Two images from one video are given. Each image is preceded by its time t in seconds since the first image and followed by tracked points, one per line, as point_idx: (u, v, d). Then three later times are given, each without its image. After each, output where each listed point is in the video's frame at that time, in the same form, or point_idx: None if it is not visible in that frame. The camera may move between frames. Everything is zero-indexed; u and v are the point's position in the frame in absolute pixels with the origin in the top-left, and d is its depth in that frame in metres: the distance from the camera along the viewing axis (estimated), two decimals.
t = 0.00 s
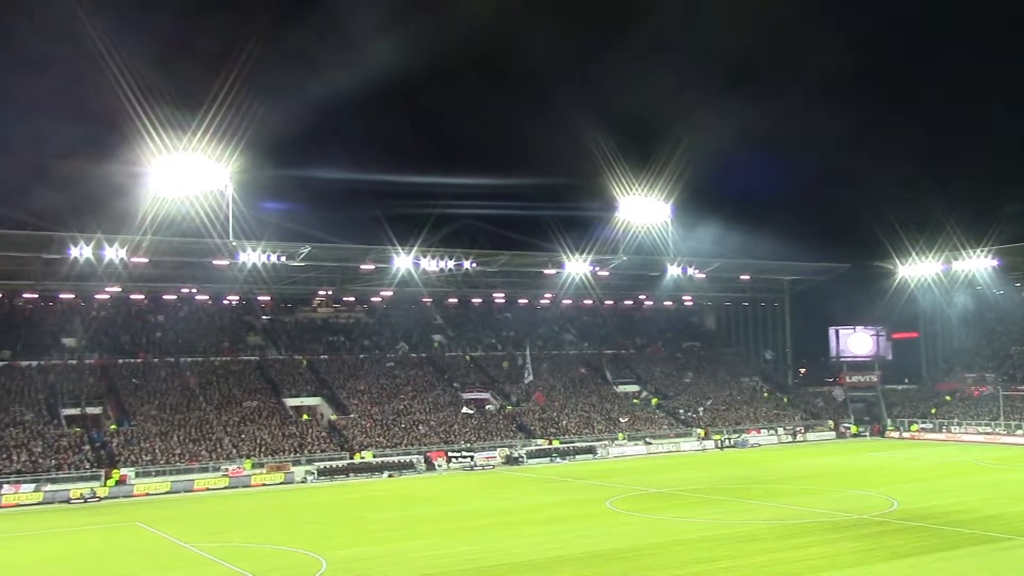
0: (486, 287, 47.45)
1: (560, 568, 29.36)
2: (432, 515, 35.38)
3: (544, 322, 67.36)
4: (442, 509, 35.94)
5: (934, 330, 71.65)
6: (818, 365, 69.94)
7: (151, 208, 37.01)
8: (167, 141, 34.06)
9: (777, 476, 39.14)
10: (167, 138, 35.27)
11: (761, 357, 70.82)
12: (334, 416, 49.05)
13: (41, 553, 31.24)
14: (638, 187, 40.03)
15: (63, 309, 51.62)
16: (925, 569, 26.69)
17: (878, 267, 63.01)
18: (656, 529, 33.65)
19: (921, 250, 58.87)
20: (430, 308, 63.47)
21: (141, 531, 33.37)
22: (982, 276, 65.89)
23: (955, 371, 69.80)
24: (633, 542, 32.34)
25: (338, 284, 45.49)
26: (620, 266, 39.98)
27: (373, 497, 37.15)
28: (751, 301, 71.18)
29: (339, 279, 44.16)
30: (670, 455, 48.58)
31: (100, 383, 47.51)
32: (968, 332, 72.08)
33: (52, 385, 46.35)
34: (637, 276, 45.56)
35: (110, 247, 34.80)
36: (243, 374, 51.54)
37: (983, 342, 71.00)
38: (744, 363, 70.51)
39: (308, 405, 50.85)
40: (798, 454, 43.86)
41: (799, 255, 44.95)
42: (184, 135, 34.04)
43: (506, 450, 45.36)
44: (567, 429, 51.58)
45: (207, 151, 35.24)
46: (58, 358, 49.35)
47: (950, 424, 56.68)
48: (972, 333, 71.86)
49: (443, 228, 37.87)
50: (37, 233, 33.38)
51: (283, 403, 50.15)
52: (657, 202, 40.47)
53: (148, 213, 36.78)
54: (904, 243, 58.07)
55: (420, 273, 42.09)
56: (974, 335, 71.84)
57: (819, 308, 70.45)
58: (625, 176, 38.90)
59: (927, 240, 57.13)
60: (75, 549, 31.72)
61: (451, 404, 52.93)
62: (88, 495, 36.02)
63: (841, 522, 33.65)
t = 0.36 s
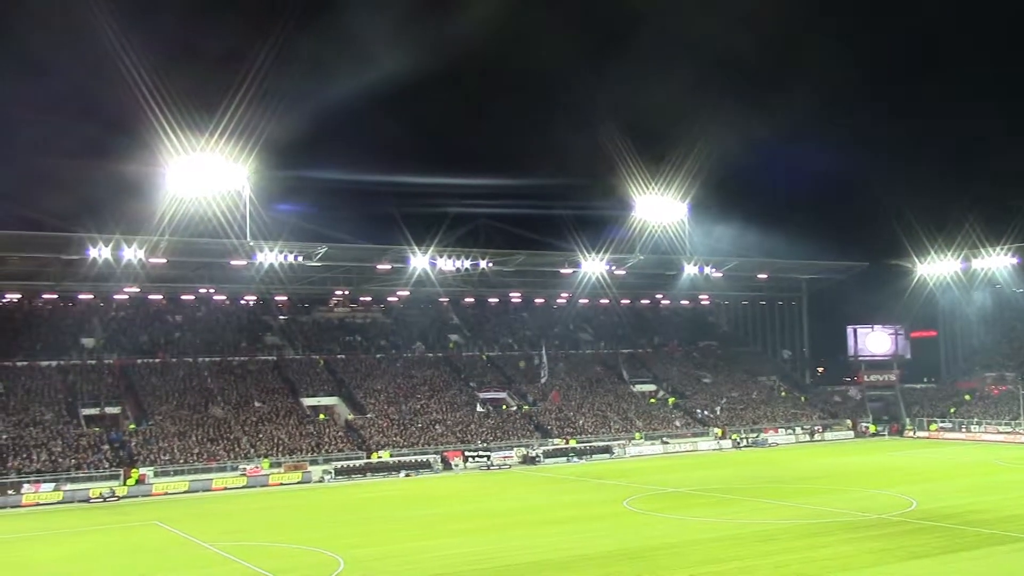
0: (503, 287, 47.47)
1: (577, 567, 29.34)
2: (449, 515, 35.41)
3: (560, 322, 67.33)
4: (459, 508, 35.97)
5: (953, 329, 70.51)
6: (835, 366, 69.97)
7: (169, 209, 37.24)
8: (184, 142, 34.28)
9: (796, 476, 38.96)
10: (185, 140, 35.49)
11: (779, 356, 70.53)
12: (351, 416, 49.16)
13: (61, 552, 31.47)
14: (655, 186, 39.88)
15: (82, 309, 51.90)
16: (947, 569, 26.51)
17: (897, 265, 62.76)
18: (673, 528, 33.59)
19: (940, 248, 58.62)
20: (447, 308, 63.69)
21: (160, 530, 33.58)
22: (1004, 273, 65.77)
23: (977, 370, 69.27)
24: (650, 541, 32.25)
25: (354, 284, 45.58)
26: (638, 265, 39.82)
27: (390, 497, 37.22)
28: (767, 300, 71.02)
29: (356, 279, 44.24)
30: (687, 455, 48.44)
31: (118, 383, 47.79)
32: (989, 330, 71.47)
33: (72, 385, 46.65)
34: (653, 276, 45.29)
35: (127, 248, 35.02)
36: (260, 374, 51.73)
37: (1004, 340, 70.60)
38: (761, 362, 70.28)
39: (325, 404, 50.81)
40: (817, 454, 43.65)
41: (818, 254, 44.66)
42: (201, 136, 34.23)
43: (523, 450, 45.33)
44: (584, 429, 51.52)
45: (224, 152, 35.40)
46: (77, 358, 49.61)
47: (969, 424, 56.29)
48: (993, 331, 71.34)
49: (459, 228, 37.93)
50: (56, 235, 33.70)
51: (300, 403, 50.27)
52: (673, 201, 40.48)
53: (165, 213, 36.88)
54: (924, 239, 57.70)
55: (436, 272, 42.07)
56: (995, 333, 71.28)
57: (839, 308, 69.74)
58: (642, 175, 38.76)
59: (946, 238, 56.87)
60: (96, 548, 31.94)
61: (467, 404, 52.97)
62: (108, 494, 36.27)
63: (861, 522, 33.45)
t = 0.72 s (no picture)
0: (519, 284, 47.53)
1: (596, 564, 29.31)
2: (466, 512, 35.44)
3: (576, 319, 67.30)
4: (477, 505, 36.01)
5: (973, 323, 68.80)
6: (853, 360, 69.55)
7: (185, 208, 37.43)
8: (202, 142, 34.43)
9: (814, 471, 38.84)
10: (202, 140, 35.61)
11: (796, 351, 70.62)
12: (368, 414, 49.29)
13: (83, 550, 31.71)
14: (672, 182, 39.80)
15: (100, 309, 52.40)
16: (969, 564, 26.35)
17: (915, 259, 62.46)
18: (692, 525, 33.48)
19: (959, 241, 58.38)
20: (463, 306, 63.91)
21: (180, 529, 33.72)
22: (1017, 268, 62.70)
23: (995, 364, 66.99)
24: (668, 538, 32.19)
25: (371, 282, 45.75)
26: (654, 262, 39.78)
27: (408, 495, 37.29)
28: (784, 295, 70.89)
29: (373, 277, 44.37)
30: (705, 451, 48.36)
31: (137, 382, 48.06)
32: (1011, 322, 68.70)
33: (91, 385, 46.93)
34: (670, 271, 45.37)
35: (145, 248, 35.35)
36: (277, 373, 51.93)
37: None
38: (778, 358, 70.11)
39: (341, 403, 51.47)
40: (835, 449, 43.47)
41: (835, 249, 44.52)
42: (218, 136, 34.38)
43: (540, 447, 45.35)
44: (601, 425, 51.47)
45: (241, 152, 35.55)
46: (96, 358, 49.89)
47: (989, 419, 55.91)
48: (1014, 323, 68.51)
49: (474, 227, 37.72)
50: (75, 235, 34.06)
51: (318, 401, 50.51)
52: (691, 197, 40.28)
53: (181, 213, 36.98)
54: (941, 232, 57.36)
55: (452, 270, 42.18)
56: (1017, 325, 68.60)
57: (856, 302, 69.65)
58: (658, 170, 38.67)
59: (966, 231, 56.62)
60: (116, 546, 32.16)
61: (484, 402, 53.03)
62: (127, 493, 36.48)
63: (880, 517, 33.31)
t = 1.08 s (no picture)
0: (535, 281, 47.52)
1: (614, 561, 29.31)
2: (483, 509, 35.49)
3: (594, 316, 67.23)
4: (494, 503, 36.04)
5: (993, 319, 67.39)
6: (870, 358, 71.78)
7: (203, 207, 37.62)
8: (219, 141, 34.61)
9: (832, 469, 38.70)
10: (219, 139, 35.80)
11: (814, 349, 70.10)
12: (386, 411, 49.41)
13: (103, 547, 31.94)
14: (688, 178, 39.68)
15: (119, 308, 52.62)
16: (992, 561, 26.15)
17: (933, 255, 62.03)
18: (709, 522, 33.41)
19: (978, 237, 57.97)
20: (480, 304, 63.77)
21: (199, 526, 33.93)
22: None
23: (1015, 362, 65.39)
24: (686, 535, 32.14)
25: (388, 280, 45.82)
26: (671, 259, 39.72)
27: (426, 492, 37.36)
28: (802, 292, 70.64)
29: (390, 275, 44.44)
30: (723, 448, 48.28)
31: (156, 380, 48.38)
32: None
33: (111, 383, 47.28)
34: (687, 269, 45.28)
35: (163, 247, 35.59)
36: (295, 370, 52.13)
37: None
38: (796, 355, 69.88)
39: (359, 400, 51.31)
40: (854, 447, 43.29)
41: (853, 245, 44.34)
42: (235, 135, 34.56)
43: (557, 444, 45.38)
44: (618, 423, 51.41)
45: (258, 151, 35.73)
46: (115, 356, 50.21)
47: (1009, 415, 55.48)
48: None
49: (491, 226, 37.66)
50: (94, 234, 34.36)
51: (335, 398, 50.69)
52: (708, 193, 40.05)
53: (198, 213, 37.10)
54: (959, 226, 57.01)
55: (468, 267, 42.18)
56: None
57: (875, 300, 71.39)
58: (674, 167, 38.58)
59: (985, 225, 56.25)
60: (136, 543, 32.37)
61: (500, 399, 53.06)
62: (147, 490, 36.69)
63: (899, 515, 33.15)
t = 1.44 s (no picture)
0: (553, 279, 47.50)
1: (634, 559, 29.24)
2: (502, 506, 35.48)
3: (612, 313, 67.22)
4: (513, 500, 36.03)
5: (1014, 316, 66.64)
6: (891, 356, 70.71)
7: (222, 205, 37.72)
8: (239, 139, 34.76)
9: (852, 467, 38.55)
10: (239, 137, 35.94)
11: (838, 345, 69.47)
12: (405, 409, 49.54)
13: (125, 543, 32.14)
14: (706, 175, 39.60)
15: (139, 306, 52.89)
16: (1015, 560, 25.99)
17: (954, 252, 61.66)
18: (729, 520, 33.30)
19: (1000, 234, 57.64)
20: (498, 301, 63.61)
21: (219, 522, 34.04)
22: None
23: None
24: (705, 532, 32.08)
25: (407, 278, 45.95)
26: (689, 257, 39.58)
27: (444, 489, 37.40)
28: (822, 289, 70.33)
29: (409, 273, 44.55)
30: (742, 446, 48.22)
31: (176, 378, 48.66)
32: None
33: (131, 380, 47.59)
34: (706, 266, 45.08)
35: (183, 245, 35.63)
36: (314, 368, 52.33)
37: None
38: (815, 353, 69.66)
39: (377, 397, 51.32)
40: (874, 445, 43.13)
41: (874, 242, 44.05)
42: (255, 133, 34.71)
43: (575, 441, 45.42)
44: (637, 420, 51.39)
45: (277, 150, 35.88)
46: (135, 353, 50.46)
47: None
48: None
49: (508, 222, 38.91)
50: (115, 232, 34.44)
51: (354, 396, 50.86)
52: (726, 190, 39.96)
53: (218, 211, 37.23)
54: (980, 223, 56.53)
55: (486, 265, 42.19)
56: None
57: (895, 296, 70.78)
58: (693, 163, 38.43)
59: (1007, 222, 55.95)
60: (157, 539, 32.55)
61: (518, 396, 53.12)
62: (167, 487, 36.82)
63: (919, 513, 32.98)
